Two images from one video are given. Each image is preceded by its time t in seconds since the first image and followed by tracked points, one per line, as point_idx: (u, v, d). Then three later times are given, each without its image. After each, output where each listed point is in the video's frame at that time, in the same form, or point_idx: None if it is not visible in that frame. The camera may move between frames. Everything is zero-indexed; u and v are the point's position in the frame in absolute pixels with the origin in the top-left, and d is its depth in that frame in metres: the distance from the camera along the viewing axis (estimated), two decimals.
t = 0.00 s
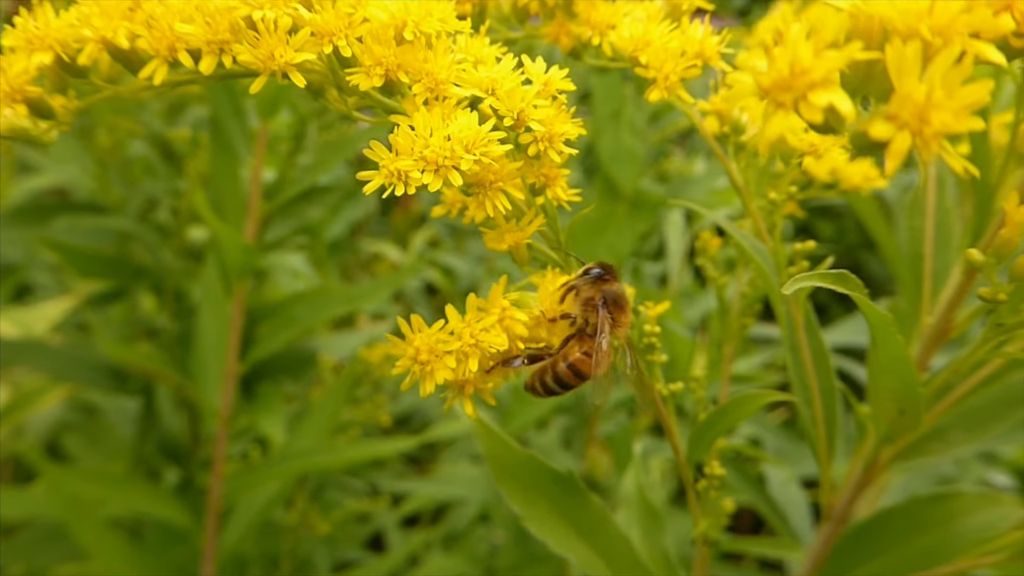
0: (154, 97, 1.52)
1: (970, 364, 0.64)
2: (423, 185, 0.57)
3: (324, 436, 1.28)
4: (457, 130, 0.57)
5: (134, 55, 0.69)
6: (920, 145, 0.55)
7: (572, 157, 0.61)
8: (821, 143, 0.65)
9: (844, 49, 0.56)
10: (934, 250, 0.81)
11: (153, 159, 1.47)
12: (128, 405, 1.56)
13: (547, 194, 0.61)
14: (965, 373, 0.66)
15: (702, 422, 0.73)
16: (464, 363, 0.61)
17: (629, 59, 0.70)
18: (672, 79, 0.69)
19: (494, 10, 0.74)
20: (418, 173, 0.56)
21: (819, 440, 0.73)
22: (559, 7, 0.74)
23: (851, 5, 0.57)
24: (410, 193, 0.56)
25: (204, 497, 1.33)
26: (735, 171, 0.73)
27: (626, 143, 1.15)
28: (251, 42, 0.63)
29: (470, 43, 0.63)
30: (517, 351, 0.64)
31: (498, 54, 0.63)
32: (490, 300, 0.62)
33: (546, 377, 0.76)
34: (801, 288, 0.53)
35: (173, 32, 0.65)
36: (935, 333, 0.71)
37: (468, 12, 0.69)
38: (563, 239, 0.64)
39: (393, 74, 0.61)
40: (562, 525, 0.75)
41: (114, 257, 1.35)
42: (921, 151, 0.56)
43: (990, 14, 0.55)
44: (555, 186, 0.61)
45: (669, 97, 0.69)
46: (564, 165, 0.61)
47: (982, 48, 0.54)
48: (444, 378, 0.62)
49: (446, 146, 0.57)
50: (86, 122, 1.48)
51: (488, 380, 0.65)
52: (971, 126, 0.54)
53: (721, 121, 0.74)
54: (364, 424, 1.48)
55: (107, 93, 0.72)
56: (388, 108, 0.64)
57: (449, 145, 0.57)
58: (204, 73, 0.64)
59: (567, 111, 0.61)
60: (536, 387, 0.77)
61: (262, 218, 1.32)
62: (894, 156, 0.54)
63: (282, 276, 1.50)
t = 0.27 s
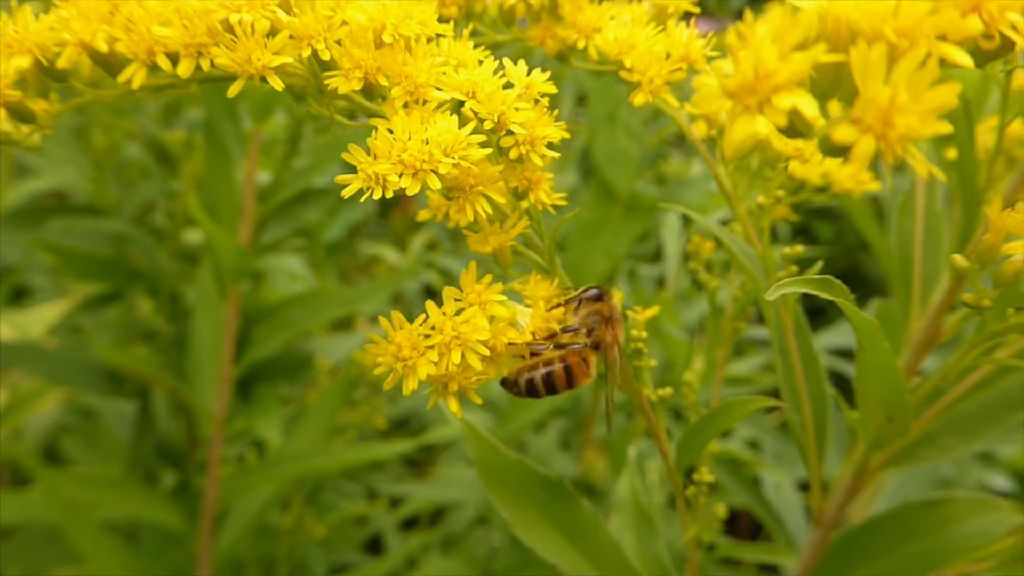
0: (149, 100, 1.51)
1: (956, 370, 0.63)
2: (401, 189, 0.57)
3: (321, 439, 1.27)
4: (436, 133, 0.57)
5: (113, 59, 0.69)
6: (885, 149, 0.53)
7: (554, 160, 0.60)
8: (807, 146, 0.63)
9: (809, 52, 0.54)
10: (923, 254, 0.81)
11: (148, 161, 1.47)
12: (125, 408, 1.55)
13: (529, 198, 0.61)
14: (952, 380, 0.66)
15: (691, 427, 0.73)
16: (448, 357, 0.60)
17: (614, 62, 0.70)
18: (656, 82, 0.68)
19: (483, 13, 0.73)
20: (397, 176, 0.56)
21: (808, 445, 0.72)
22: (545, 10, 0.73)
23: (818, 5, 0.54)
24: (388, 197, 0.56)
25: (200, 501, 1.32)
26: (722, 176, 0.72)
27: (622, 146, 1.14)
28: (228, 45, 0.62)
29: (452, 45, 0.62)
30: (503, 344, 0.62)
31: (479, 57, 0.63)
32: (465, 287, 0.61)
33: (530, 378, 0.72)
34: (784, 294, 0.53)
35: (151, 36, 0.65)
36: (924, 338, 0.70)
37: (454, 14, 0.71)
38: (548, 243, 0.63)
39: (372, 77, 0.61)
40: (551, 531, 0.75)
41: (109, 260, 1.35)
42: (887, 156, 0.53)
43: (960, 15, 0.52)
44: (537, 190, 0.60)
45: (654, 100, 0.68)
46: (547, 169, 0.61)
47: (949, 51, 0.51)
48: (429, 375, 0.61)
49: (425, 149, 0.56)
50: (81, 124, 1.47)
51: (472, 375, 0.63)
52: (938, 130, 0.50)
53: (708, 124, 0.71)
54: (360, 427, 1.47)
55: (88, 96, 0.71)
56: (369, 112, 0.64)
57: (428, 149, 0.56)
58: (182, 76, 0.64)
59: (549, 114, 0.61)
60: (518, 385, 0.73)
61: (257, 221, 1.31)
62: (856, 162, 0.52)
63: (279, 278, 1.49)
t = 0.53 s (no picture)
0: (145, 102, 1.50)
1: (952, 376, 0.63)
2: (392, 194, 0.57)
3: (318, 441, 1.27)
4: (426, 138, 0.57)
5: (96, 62, 0.69)
6: (878, 161, 0.51)
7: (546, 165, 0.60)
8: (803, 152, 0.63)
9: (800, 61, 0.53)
10: (918, 257, 0.80)
11: (144, 163, 1.46)
12: (122, 410, 1.55)
13: (521, 204, 0.60)
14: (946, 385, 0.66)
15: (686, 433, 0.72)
16: (439, 365, 0.59)
17: (607, 66, 0.70)
18: (649, 86, 0.67)
19: (476, 15, 0.73)
20: (387, 182, 0.56)
21: (803, 450, 0.72)
22: (537, 13, 0.73)
23: (808, 13, 0.53)
24: (378, 203, 0.56)
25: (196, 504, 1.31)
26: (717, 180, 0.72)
27: (619, 147, 1.13)
28: (215, 48, 0.62)
29: (442, 49, 0.62)
30: (495, 350, 0.62)
31: (471, 61, 0.63)
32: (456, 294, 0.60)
33: (531, 383, 0.70)
34: (777, 299, 0.52)
35: (136, 38, 0.65)
36: (918, 344, 0.70)
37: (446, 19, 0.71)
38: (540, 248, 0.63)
39: (362, 81, 0.61)
40: (544, 536, 0.75)
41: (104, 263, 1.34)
42: (880, 168, 0.52)
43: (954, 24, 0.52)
44: (529, 195, 0.60)
45: (647, 104, 0.68)
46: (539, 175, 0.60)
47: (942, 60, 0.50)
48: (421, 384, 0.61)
49: (415, 153, 0.56)
50: (77, 126, 1.46)
51: (465, 384, 0.62)
52: (931, 141, 0.50)
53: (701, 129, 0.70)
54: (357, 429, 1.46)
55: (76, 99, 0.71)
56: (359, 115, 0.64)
57: (418, 153, 0.56)
58: (167, 80, 0.63)
59: (541, 119, 0.60)
60: (520, 393, 0.71)
61: (253, 222, 1.31)
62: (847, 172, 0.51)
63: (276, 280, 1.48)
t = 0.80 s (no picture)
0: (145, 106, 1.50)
1: (953, 381, 0.62)
2: (391, 200, 0.57)
3: (317, 444, 1.26)
4: (426, 143, 0.57)
5: (100, 65, 0.69)
6: (880, 169, 0.51)
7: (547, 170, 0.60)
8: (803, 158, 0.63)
9: (802, 68, 0.52)
10: (919, 263, 0.80)
11: (143, 167, 1.46)
12: (119, 414, 1.56)
13: (521, 209, 0.60)
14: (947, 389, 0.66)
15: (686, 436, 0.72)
16: (440, 362, 0.60)
17: (607, 70, 0.70)
18: (649, 90, 0.67)
19: (476, 20, 0.73)
20: (386, 187, 0.56)
21: (804, 453, 0.72)
22: (538, 17, 0.73)
23: (810, 21, 0.53)
24: (377, 209, 0.56)
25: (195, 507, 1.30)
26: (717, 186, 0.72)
27: (618, 149, 1.13)
28: (217, 53, 0.62)
29: (444, 54, 0.62)
30: (495, 349, 0.62)
31: (472, 66, 0.62)
32: (455, 294, 0.61)
33: (560, 385, 0.71)
34: (778, 306, 0.52)
35: (139, 43, 0.65)
36: (920, 348, 0.70)
37: (447, 23, 0.71)
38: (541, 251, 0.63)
39: (363, 86, 0.61)
40: (545, 542, 0.74)
41: (102, 266, 1.34)
42: (880, 176, 0.51)
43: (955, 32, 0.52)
44: (529, 200, 0.60)
45: (647, 109, 0.68)
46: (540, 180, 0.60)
47: (944, 68, 0.50)
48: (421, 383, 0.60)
49: (415, 160, 0.56)
50: (75, 130, 1.46)
51: (464, 383, 0.62)
52: (933, 150, 0.49)
53: (702, 134, 0.70)
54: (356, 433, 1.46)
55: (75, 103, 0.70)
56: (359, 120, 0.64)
57: (418, 159, 0.56)
58: (170, 84, 0.63)
59: (542, 123, 0.60)
60: (552, 399, 0.72)
61: (253, 226, 1.30)
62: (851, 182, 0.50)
63: (275, 283, 1.48)
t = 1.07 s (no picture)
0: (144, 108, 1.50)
1: (955, 387, 0.62)
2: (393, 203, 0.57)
3: (317, 448, 1.26)
4: (428, 146, 0.57)
5: (103, 70, 0.68)
6: (881, 177, 0.46)
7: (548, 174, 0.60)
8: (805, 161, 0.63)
9: (802, 73, 0.48)
10: (921, 266, 0.81)
11: (143, 170, 1.46)
12: (119, 416, 1.54)
13: (522, 212, 0.60)
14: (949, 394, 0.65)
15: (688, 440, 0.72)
16: (443, 369, 0.60)
17: (609, 74, 0.69)
18: (651, 94, 0.67)
19: (479, 23, 0.73)
20: (387, 190, 0.56)
21: (806, 456, 0.72)
22: (539, 22, 0.72)
23: (811, 26, 0.50)
24: (378, 211, 0.56)
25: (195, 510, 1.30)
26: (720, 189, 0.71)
27: (619, 152, 1.13)
28: (220, 58, 0.62)
29: (446, 58, 0.62)
30: (499, 354, 0.62)
31: (473, 70, 0.63)
32: (457, 300, 0.61)
33: (562, 388, 0.73)
34: (780, 310, 0.52)
35: (143, 47, 0.65)
36: (923, 353, 0.70)
37: (449, 27, 0.72)
38: (542, 254, 0.63)
39: (364, 90, 0.61)
40: (545, 545, 0.74)
41: (101, 269, 1.33)
42: (883, 184, 0.46)
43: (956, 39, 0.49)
44: (530, 204, 0.59)
45: (649, 113, 0.68)
46: (541, 183, 0.60)
47: (945, 72, 0.46)
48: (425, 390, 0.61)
49: (416, 162, 0.57)
50: (75, 132, 1.46)
51: (469, 390, 0.62)
52: (937, 154, 0.45)
53: (704, 137, 0.69)
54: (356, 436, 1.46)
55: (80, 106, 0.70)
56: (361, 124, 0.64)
57: (419, 162, 0.57)
58: (172, 88, 0.62)
59: (543, 127, 0.61)
60: (554, 402, 0.73)
61: (252, 230, 1.30)
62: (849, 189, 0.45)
63: (275, 285, 1.48)
